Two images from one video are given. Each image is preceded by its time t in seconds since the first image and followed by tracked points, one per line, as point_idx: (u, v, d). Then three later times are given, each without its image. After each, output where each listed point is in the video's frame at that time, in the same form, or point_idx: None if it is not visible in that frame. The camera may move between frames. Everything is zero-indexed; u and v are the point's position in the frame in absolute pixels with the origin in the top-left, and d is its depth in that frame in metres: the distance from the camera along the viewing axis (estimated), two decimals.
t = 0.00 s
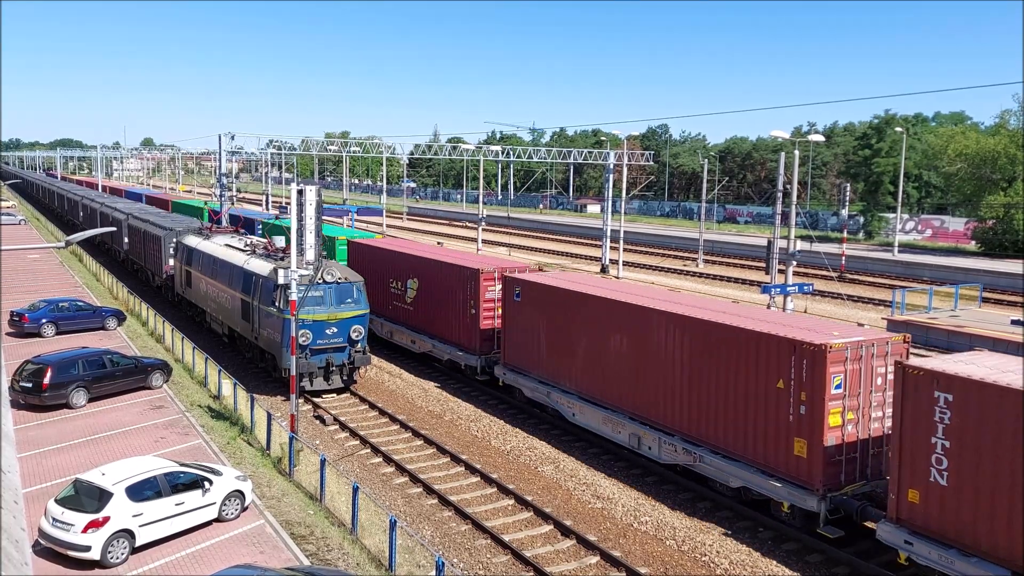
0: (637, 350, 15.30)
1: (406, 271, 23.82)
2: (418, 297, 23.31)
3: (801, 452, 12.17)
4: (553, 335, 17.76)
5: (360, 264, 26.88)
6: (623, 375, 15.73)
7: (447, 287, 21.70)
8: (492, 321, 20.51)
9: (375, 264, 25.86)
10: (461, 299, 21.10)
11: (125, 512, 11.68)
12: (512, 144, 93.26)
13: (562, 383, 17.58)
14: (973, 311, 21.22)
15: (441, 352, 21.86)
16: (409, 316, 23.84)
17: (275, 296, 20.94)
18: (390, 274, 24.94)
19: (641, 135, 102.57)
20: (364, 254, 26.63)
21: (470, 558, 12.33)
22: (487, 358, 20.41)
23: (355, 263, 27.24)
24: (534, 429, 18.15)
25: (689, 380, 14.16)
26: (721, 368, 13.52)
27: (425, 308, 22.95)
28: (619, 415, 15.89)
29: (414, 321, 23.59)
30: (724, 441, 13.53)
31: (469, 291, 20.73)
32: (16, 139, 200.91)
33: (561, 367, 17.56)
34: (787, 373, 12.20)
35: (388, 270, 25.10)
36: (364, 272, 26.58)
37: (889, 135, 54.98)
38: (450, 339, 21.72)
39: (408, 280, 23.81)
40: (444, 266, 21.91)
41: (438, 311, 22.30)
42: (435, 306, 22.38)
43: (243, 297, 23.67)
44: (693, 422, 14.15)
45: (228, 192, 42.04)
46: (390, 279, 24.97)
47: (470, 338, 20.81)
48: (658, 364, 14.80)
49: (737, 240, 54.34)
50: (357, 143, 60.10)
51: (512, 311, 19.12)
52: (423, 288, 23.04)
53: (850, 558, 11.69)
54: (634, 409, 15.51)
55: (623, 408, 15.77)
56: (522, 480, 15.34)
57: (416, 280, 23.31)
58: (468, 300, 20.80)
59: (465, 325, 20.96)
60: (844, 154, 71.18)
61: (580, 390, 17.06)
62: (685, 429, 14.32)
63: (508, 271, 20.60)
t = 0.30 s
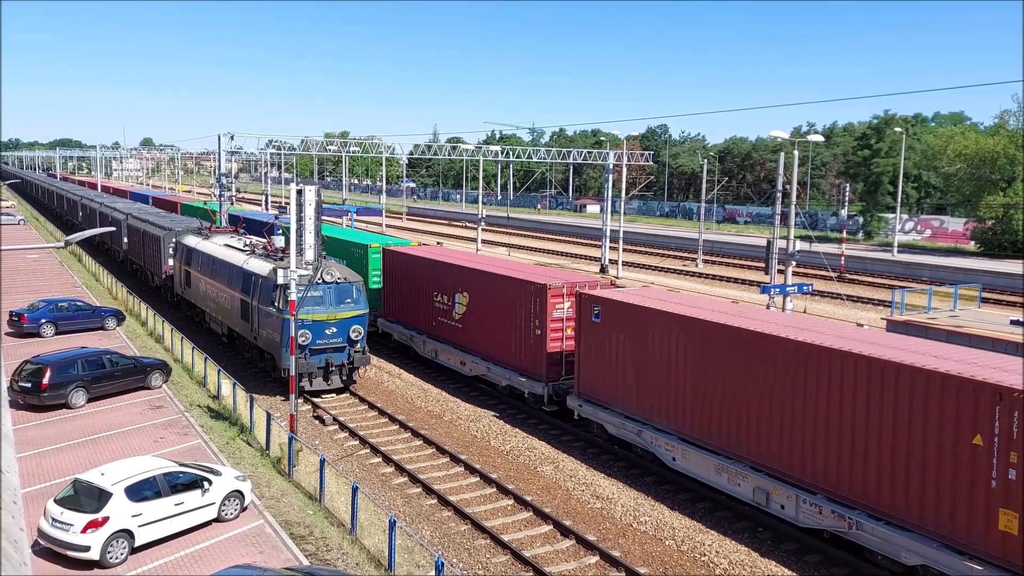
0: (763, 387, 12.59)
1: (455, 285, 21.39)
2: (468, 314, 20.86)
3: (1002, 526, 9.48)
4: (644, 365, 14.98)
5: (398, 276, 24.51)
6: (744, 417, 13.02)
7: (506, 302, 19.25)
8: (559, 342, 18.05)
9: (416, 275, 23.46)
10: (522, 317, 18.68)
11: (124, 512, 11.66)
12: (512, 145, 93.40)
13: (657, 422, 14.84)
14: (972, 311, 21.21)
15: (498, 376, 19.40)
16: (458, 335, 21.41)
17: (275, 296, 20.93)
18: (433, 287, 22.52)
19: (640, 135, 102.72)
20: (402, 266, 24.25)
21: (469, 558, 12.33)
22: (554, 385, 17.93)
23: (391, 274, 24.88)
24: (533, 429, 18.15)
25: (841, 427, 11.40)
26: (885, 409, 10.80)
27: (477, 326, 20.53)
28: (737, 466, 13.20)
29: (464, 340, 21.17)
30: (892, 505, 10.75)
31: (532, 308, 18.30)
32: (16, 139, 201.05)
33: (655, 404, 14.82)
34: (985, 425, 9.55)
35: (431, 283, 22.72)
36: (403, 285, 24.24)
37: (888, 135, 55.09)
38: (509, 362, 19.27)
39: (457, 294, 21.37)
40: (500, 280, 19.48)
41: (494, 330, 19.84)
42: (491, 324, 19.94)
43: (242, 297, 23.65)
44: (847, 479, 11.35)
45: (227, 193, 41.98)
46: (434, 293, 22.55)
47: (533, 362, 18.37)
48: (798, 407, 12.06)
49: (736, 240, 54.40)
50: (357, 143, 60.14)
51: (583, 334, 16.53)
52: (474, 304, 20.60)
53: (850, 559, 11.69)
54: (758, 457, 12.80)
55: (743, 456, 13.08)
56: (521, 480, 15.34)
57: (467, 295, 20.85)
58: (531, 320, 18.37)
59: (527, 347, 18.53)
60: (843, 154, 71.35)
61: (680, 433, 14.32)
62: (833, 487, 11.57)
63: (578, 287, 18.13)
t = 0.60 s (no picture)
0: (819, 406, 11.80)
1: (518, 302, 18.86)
2: (533, 335, 18.35)
3: None
4: (768, 405, 12.59)
5: (445, 289, 22.02)
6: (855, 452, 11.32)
7: (583, 324, 16.69)
8: (649, 372, 15.49)
9: (468, 289, 20.96)
10: (604, 342, 16.13)
11: (123, 512, 11.66)
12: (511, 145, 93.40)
13: (790, 474, 12.36)
14: (972, 311, 21.23)
15: (574, 410, 16.90)
16: (521, 359, 18.92)
17: (275, 296, 20.93)
18: (490, 303, 20.01)
19: (640, 135, 102.81)
20: (450, 277, 21.79)
21: (468, 559, 12.32)
22: None
23: (436, 287, 22.43)
24: (533, 429, 18.16)
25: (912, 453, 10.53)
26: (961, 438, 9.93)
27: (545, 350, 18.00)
28: (910, 534, 10.61)
29: (529, 365, 18.64)
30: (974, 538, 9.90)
31: (616, 332, 15.76)
32: (15, 139, 200.51)
33: (784, 453, 12.43)
34: None
35: (487, 298, 20.22)
36: (451, 299, 21.74)
37: (887, 135, 55.03)
38: (587, 392, 16.75)
39: (520, 312, 18.85)
40: (574, 298, 16.93)
41: (568, 355, 17.29)
42: (564, 349, 17.40)
43: (241, 297, 23.65)
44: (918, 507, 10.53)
45: (228, 193, 42.10)
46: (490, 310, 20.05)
47: (617, 395, 15.84)
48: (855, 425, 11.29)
49: (736, 240, 54.37)
50: (356, 143, 60.10)
51: (680, 370, 14.25)
52: (541, 325, 18.08)
53: (849, 559, 11.70)
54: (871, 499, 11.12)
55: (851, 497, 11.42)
56: (521, 480, 15.34)
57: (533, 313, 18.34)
58: (614, 346, 15.83)
59: (609, 377, 16.02)
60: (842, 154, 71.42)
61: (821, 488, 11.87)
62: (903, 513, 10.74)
63: (672, 306, 15.58)
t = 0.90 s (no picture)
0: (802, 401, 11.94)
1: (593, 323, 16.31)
2: (615, 362, 15.81)
3: None
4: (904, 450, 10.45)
5: (502, 306, 19.44)
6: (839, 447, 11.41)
7: (684, 351, 14.15)
8: (775, 412, 13.00)
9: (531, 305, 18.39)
10: (714, 374, 13.59)
11: (122, 512, 11.66)
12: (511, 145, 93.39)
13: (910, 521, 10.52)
14: (971, 311, 21.22)
15: (672, 452, 14.35)
16: (599, 389, 16.35)
17: (274, 297, 20.93)
18: (558, 323, 17.47)
19: (639, 135, 102.87)
20: (507, 293, 19.27)
21: (467, 558, 12.32)
22: None
23: (492, 303, 19.91)
24: (532, 429, 18.13)
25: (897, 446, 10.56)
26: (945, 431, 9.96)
27: (631, 380, 15.43)
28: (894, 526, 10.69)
29: (609, 396, 16.09)
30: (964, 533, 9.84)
31: (731, 364, 13.25)
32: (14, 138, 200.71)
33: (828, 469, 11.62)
34: None
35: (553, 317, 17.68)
36: (510, 317, 19.19)
37: (887, 135, 54.94)
38: (689, 433, 14.19)
39: (596, 334, 16.28)
40: (671, 320, 14.35)
41: (661, 387, 14.74)
42: (657, 379, 14.81)
43: (240, 297, 23.65)
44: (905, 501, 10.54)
45: (226, 190, 41.46)
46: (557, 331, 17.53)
47: (733, 439, 13.32)
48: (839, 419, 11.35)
49: (735, 240, 54.33)
50: (355, 143, 60.05)
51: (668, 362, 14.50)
52: (623, 350, 15.55)
53: (848, 558, 11.70)
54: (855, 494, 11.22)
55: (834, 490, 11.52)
56: (520, 480, 15.33)
57: (615, 336, 15.76)
58: (728, 381, 13.31)
59: (721, 418, 13.50)
60: (841, 155, 71.55)
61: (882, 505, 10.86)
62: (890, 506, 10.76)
63: (798, 333, 13.08)
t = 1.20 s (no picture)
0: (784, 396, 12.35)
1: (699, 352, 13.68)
2: (731, 400, 13.20)
3: None
4: None
5: (575, 328, 16.74)
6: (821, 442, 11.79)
7: (834, 395, 11.52)
8: (962, 473, 10.39)
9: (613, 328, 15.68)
10: (878, 422, 10.96)
11: (121, 512, 11.66)
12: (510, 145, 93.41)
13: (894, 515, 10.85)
14: (970, 311, 21.24)
15: (818, 517, 11.73)
16: (708, 431, 13.73)
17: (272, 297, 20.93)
18: (648, 352, 14.83)
19: (639, 134, 103.04)
20: (582, 313, 16.54)
21: (466, 559, 12.31)
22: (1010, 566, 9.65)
23: (560, 323, 17.20)
24: (531, 429, 18.11)
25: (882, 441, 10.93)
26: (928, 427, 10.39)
27: (752, 421, 12.84)
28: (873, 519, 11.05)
29: (720, 438, 13.49)
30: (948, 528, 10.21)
31: (903, 414, 10.63)
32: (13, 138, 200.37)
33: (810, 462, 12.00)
34: None
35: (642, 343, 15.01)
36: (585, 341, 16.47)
37: (886, 135, 54.99)
38: (839, 493, 11.55)
39: (704, 366, 13.65)
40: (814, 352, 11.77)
41: (797, 436, 12.16)
42: (792, 424, 12.23)
43: (239, 297, 23.65)
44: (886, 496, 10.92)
45: (227, 189, 41.16)
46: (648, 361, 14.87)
47: (907, 506, 10.66)
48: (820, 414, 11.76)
49: (734, 240, 54.30)
50: (354, 143, 60.01)
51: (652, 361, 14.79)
52: (743, 389, 12.94)
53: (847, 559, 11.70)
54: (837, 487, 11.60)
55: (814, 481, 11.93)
56: (519, 480, 15.32)
57: (732, 371, 13.14)
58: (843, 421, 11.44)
59: (822, 456, 11.80)
60: (840, 154, 71.75)
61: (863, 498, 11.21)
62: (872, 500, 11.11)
63: (991, 375, 10.53)
